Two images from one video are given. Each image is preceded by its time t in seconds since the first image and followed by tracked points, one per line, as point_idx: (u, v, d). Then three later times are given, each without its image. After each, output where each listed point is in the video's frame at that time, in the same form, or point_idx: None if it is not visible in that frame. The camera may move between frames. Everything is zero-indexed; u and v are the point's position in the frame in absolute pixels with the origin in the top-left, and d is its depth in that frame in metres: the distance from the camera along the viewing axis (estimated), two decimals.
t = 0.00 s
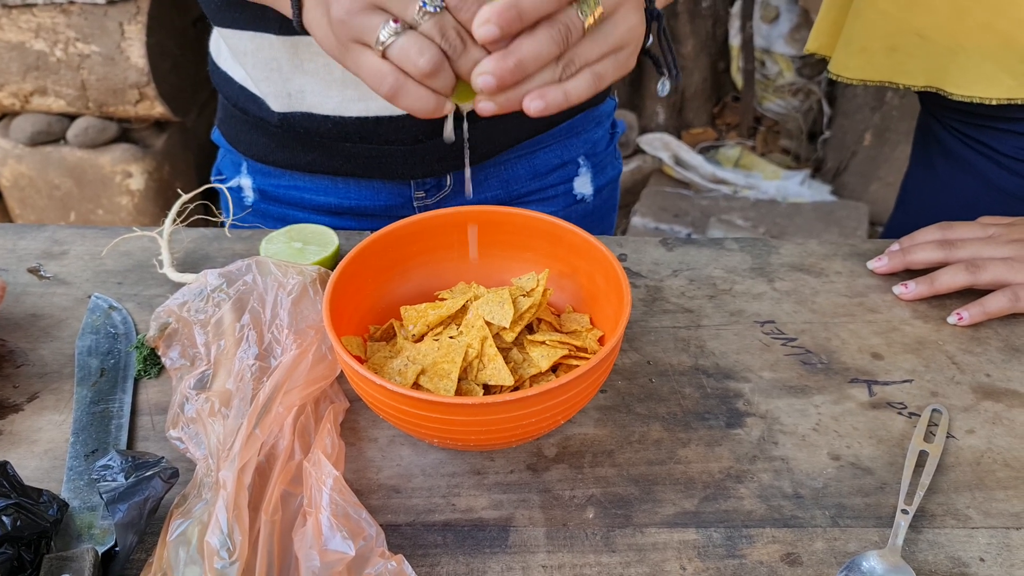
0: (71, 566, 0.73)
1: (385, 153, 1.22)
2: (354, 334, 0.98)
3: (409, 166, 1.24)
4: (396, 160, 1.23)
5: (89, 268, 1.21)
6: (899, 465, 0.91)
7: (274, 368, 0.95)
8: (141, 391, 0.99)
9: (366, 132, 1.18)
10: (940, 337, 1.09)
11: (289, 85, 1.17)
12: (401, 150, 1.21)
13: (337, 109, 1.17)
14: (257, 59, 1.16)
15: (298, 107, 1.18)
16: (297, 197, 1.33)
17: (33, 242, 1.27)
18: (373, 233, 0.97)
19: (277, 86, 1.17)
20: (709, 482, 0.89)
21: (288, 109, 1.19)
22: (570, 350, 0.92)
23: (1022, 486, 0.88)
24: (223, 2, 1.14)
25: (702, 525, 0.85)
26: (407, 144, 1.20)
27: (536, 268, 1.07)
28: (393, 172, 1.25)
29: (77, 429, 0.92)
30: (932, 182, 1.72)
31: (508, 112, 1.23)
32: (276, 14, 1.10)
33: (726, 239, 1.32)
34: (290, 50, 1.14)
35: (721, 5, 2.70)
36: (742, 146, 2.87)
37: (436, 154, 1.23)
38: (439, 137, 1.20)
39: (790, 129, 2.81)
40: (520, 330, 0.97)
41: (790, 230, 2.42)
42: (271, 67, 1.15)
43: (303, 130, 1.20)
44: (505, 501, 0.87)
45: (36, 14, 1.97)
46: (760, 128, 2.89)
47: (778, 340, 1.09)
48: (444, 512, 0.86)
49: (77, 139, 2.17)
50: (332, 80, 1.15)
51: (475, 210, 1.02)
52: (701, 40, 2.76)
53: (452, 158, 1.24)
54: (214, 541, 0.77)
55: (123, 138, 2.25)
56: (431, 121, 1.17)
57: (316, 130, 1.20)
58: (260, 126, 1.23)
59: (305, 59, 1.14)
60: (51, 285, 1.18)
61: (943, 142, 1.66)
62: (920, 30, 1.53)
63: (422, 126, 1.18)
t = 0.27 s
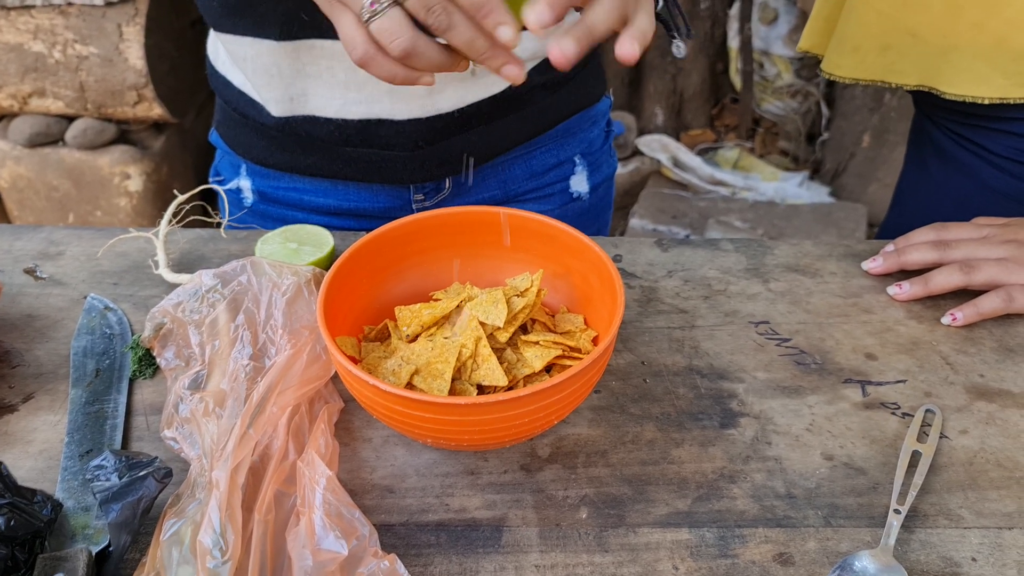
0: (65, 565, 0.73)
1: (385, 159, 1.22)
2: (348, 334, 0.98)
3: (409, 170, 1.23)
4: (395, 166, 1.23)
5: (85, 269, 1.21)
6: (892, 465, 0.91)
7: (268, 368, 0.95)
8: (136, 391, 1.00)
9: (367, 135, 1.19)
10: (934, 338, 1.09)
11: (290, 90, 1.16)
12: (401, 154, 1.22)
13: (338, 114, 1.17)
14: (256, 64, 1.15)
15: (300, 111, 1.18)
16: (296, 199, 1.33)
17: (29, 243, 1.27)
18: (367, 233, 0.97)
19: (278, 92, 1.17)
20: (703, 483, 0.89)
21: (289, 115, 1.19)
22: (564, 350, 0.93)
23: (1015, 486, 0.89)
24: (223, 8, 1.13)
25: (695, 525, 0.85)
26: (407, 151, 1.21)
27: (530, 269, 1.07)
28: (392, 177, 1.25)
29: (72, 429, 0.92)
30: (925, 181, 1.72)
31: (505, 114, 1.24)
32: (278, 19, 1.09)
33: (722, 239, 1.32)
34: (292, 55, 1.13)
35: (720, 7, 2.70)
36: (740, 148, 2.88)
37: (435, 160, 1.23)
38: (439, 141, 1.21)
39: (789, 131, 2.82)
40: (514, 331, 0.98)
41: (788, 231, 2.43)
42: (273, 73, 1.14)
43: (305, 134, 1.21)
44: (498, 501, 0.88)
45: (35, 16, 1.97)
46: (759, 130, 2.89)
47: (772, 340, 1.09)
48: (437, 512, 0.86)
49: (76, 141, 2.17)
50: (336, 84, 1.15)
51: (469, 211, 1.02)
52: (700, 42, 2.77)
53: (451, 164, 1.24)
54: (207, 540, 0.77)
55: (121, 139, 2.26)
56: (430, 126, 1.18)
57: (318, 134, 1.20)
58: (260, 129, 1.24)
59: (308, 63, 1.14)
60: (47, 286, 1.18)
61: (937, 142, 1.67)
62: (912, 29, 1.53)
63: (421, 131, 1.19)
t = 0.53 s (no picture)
0: (63, 572, 0.73)
1: (381, 166, 1.22)
2: (346, 340, 0.98)
3: (406, 177, 1.24)
4: (391, 173, 1.23)
5: (83, 275, 1.21)
6: (890, 472, 0.91)
7: (266, 375, 0.95)
8: (134, 397, 1.00)
9: (363, 142, 1.19)
10: (931, 344, 1.09)
11: (284, 100, 1.17)
12: (397, 161, 1.22)
13: (332, 123, 1.18)
14: (250, 75, 1.15)
15: (293, 121, 1.19)
16: (292, 208, 1.33)
17: (27, 249, 1.27)
18: (365, 240, 0.97)
19: (272, 102, 1.17)
20: (700, 489, 0.89)
21: (283, 125, 1.19)
22: (562, 356, 0.93)
23: (1013, 492, 0.89)
24: (213, 20, 1.13)
25: (693, 531, 0.85)
26: (403, 157, 1.21)
27: (528, 275, 1.07)
28: (388, 184, 1.25)
29: (70, 435, 0.92)
30: (923, 186, 1.73)
31: (500, 121, 1.25)
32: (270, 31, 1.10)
33: (720, 245, 1.32)
34: (284, 65, 1.13)
35: (718, 11, 2.72)
36: (739, 152, 2.88)
37: (431, 166, 1.23)
38: (436, 146, 1.22)
39: (787, 135, 2.83)
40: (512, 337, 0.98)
41: (786, 236, 2.43)
42: (265, 83, 1.15)
43: (300, 143, 1.21)
44: (496, 507, 0.88)
45: (33, 20, 1.98)
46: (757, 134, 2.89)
47: (770, 346, 1.09)
48: (435, 518, 0.86)
49: (74, 145, 2.17)
50: (328, 94, 1.16)
51: (467, 217, 1.02)
52: (698, 46, 2.78)
53: (448, 170, 1.25)
54: (204, 547, 0.77)
55: (120, 143, 2.26)
56: (425, 133, 1.20)
57: (313, 144, 1.21)
58: (255, 139, 1.24)
59: (300, 73, 1.14)
60: (45, 292, 1.18)
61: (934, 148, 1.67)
62: (910, 36, 1.54)
63: (417, 137, 1.20)
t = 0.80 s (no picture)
0: None
1: (375, 190, 1.23)
2: (345, 364, 0.99)
3: (401, 201, 1.25)
4: (386, 197, 1.24)
5: (83, 297, 1.22)
6: (889, 495, 0.91)
7: (265, 398, 0.95)
8: (132, 420, 0.99)
9: (357, 166, 1.20)
10: (929, 367, 1.10)
11: (277, 124, 1.18)
12: (392, 185, 1.23)
13: (326, 147, 1.19)
14: (241, 101, 1.16)
15: (287, 146, 1.19)
16: (286, 234, 1.34)
17: (27, 271, 1.27)
18: (364, 263, 0.98)
19: (265, 127, 1.18)
20: (699, 513, 0.89)
21: (277, 150, 1.20)
22: (561, 380, 0.93)
23: (1012, 516, 0.89)
24: (204, 47, 1.15)
25: (692, 555, 0.85)
26: (397, 180, 1.22)
27: (526, 297, 1.08)
28: (383, 209, 1.26)
29: (68, 459, 0.92)
30: (920, 208, 1.74)
31: (494, 142, 1.26)
32: (262, 56, 1.12)
33: (718, 267, 1.33)
34: (276, 90, 1.14)
35: (715, 33, 2.77)
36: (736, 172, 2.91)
37: (425, 190, 1.24)
38: (429, 170, 1.23)
39: (785, 156, 2.90)
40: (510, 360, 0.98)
41: (783, 257, 2.44)
42: (258, 108, 1.16)
43: (294, 169, 1.22)
44: (495, 531, 0.87)
45: (34, 42, 2.01)
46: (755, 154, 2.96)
47: (768, 369, 1.09)
48: (434, 542, 0.86)
49: (73, 166, 2.18)
50: (322, 117, 1.16)
51: (466, 241, 1.03)
52: (695, 68, 2.81)
53: (442, 194, 1.26)
54: (201, 573, 0.77)
55: (120, 164, 2.27)
56: (419, 154, 1.20)
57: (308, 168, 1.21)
58: (248, 166, 1.25)
59: (293, 97, 1.15)
60: (44, 314, 1.18)
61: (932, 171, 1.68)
62: (907, 60, 1.56)
63: (411, 159, 1.20)
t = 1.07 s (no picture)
0: None
1: (375, 212, 1.24)
2: (350, 383, 0.99)
3: (401, 225, 1.26)
4: (386, 219, 1.25)
5: (88, 316, 1.23)
6: (890, 515, 0.92)
7: (270, 418, 0.96)
8: (137, 440, 1.00)
9: (358, 185, 1.21)
10: (929, 386, 1.11)
11: (278, 141, 1.19)
12: (392, 208, 1.24)
13: (326, 164, 1.20)
14: (241, 120, 1.18)
15: (288, 163, 1.20)
16: (285, 256, 1.35)
17: (32, 290, 1.28)
18: (369, 283, 0.99)
19: (265, 146, 1.19)
20: (702, 532, 0.90)
21: (278, 168, 1.21)
22: (564, 400, 0.94)
23: (1014, 535, 0.89)
24: (202, 68, 1.15)
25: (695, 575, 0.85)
26: (397, 202, 1.23)
27: (529, 317, 1.09)
28: (382, 231, 1.27)
29: (74, 478, 0.93)
30: (919, 227, 1.76)
31: (493, 163, 1.28)
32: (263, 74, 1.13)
33: (719, 287, 1.34)
34: (278, 109, 1.16)
35: (715, 52, 2.82)
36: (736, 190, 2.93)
37: (424, 212, 1.26)
38: (426, 194, 1.24)
39: (785, 174, 2.93)
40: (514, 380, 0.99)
41: (783, 275, 2.46)
42: (259, 127, 1.18)
43: (294, 189, 1.23)
44: (499, 551, 0.88)
45: (39, 61, 2.03)
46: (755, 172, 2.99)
47: (770, 388, 1.10)
48: (438, 562, 0.87)
49: (76, 184, 2.19)
50: (322, 135, 1.18)
51: (471, 261, 1.04)
52: (695, 87, 2.84)
53: (442, 216, 1.27)
54: None
55: (122, 182, 2.28)
56: (418, 174, 1.21)
57: (308, 188, 1.23)
58: (247, 190, 1.26)
59: (293, 115, 1.17)
60: (49, 333, 1.19)
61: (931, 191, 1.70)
62: (907, 81, 1.59)
63: (409, 180, 1.21)
